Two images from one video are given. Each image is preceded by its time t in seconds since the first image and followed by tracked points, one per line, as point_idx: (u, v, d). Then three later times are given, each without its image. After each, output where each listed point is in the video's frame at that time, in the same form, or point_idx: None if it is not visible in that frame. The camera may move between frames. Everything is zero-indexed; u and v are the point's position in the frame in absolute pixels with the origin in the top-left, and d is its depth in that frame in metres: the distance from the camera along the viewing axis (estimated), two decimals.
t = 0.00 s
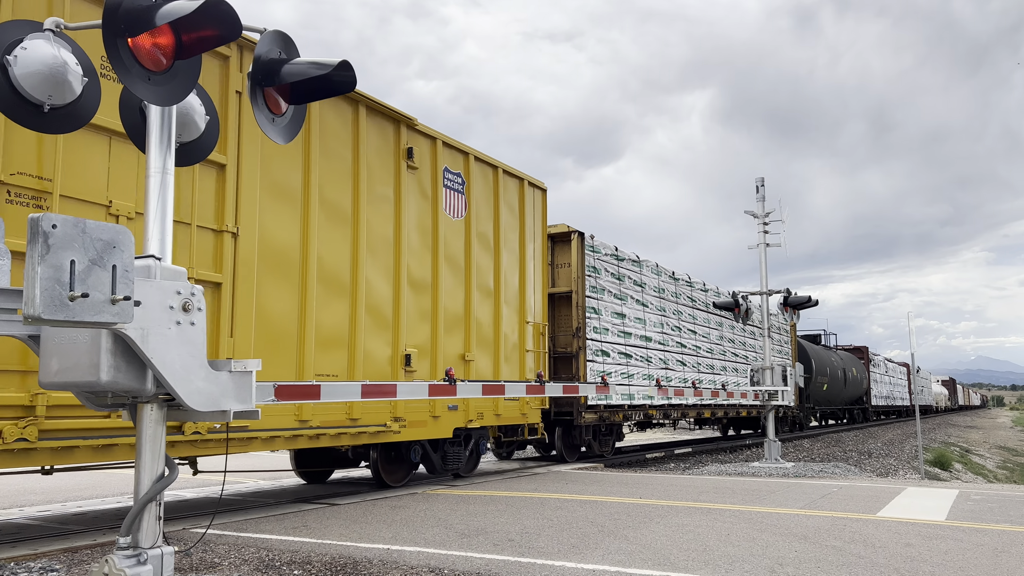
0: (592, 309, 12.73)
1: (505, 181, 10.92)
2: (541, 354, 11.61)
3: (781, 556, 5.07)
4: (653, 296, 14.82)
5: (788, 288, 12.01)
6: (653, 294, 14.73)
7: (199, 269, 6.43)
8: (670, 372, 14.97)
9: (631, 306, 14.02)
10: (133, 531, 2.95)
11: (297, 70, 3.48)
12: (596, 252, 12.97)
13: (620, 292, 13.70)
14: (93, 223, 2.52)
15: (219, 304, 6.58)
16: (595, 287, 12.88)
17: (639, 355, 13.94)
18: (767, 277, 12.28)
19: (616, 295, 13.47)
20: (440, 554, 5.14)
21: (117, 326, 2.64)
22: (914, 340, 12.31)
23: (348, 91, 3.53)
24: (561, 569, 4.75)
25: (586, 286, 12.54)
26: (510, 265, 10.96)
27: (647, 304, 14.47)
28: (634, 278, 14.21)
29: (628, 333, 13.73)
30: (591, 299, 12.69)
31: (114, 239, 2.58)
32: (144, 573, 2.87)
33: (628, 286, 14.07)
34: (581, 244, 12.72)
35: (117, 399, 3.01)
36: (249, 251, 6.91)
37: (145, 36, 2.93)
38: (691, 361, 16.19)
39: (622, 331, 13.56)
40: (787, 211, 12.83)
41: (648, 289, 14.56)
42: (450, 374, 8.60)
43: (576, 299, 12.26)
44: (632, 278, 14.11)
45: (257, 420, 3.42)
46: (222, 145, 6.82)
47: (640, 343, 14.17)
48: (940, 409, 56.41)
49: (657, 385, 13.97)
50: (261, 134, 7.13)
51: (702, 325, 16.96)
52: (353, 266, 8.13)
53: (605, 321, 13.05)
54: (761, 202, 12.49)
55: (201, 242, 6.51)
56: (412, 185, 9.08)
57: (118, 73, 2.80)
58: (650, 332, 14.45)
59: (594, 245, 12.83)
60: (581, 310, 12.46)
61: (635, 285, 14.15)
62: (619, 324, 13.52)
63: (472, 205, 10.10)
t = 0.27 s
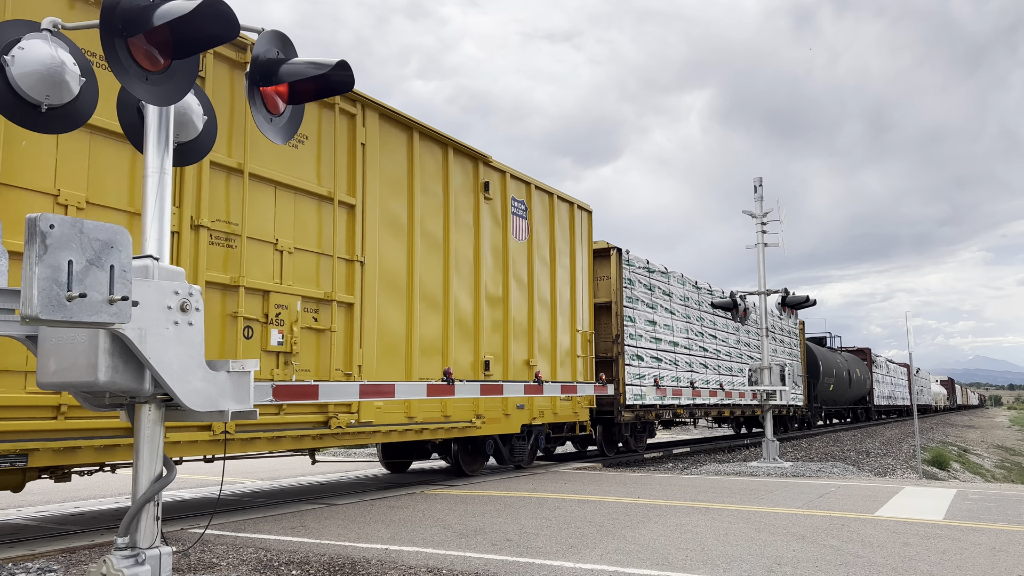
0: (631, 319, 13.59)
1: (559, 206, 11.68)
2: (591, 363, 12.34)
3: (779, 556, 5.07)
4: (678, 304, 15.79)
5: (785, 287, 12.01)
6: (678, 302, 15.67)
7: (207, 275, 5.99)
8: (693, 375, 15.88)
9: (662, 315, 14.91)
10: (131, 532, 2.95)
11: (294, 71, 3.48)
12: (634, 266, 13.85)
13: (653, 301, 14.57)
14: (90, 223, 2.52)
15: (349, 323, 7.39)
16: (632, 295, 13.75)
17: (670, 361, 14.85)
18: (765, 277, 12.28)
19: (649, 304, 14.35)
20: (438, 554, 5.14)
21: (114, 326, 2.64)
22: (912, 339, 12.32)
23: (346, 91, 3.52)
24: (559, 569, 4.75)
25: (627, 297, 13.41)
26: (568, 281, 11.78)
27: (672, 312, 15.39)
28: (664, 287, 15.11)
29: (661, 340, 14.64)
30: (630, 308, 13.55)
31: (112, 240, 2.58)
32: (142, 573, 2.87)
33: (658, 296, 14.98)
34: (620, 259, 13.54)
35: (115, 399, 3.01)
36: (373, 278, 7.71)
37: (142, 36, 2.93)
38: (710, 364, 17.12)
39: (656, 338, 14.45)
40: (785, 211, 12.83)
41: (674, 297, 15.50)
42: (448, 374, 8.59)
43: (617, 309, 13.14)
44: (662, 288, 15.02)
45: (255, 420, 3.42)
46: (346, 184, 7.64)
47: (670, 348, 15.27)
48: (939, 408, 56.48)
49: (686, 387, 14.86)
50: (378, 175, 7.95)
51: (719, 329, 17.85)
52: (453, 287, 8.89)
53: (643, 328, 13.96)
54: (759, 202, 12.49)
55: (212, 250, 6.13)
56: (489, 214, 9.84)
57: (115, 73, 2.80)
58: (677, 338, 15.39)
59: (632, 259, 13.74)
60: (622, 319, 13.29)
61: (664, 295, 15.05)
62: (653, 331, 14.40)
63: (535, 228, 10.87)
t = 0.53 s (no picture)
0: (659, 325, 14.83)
1: (601, 226, 13.00)
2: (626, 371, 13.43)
3: (776, 556, 5.08)
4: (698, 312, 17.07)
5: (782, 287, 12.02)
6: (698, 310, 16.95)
7: (341, 295, 7.34)
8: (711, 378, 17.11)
9: (685, 322, 16.17)
10: (128, 532, 2.95)
11: (292, 71, 3.48)
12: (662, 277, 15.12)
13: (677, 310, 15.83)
14: (87, 223, 2.52)
15: (438, 333, 8.71)
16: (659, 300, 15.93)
17: (692, 364, 16.11)
18: (763, 277, 12.29)
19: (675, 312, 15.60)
20: (436, 555, 5.14)
21: (111, 327, 2.64)
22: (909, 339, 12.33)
23: (343, 91, 3.52)
24: (556, 569, 4.76)
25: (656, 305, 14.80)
26: (608, 296, 13.03)
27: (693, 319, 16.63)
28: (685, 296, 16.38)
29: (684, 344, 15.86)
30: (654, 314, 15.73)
31: (109, 240, 2.57)
32: (139, 574, 2.87)
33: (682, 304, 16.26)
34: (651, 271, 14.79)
35: (112, 399, 3.01)
36: (457, 296, 9.02)
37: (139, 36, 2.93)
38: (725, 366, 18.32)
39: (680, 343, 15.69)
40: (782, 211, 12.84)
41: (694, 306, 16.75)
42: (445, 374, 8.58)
43: (648, 316, 14.52)
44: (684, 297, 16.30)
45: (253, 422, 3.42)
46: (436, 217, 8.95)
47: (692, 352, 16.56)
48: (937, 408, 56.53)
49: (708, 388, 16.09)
50: (460, 210, 9.30)
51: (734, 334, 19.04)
52: (532, 302, 10.73)
53: (668, 335, 15.19)
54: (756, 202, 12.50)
55: (267, 267, 6.73)
56: (545, 237, 11.22)
57: (113, 73, 2.80)
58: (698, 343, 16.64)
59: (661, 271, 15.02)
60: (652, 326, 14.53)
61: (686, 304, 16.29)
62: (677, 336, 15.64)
63: (581, 246, 12.19)
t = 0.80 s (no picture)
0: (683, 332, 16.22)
1: (635, 242, 14.54)
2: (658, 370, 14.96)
3: (773, 556, 5.08)
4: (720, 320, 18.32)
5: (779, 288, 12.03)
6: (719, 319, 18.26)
7: (435, 312, 9.08)
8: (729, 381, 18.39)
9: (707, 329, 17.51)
10: (124, 533, 2.94)
11: (288, 72, 3.48)
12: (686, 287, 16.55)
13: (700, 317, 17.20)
14: (83, 224, 2.51)
15: (506, 341, 10.53)
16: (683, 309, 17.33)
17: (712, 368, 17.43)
18: (760, 277, 12.30)
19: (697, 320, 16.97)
20: (433, 556, 5.14)
21: (108, 328, 2.63)
22: (906, 340, 12.34)
23: (340, 92, 3.53)
24: (552, 569, 4.77)
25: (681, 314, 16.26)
26: (639, 307, 14.35)
27: (714, 326, 17.93)
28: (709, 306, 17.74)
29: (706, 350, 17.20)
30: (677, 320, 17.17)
31: (106, 241, 2.57)
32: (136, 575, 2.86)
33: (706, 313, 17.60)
34: (676, 283, 16.41)
35: (109, 400, 3.00)
36: (519, 310, 10.86)
37: (136, 37, 2.93)
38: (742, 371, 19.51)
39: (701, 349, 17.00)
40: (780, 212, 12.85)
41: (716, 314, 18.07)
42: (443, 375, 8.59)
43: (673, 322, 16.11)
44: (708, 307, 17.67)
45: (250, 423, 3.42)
46: (501, 243, 10.71)
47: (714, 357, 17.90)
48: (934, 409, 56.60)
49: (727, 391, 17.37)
50: (522, 234, 11.13)
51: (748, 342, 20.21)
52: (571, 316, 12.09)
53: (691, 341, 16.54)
54: (754, 203, 12.52)
55: (380, 288, 8.45)
56: (588, 253, 12.86)
57: (109, 74, 2.80)
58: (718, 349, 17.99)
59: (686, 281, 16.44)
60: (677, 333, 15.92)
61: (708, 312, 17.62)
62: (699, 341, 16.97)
63: (619, 262, 13.77)
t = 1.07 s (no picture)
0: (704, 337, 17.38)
1: (663, 257, 15.86)
2: (682, 373, 16.21)
3: (770, 557, 5.09)
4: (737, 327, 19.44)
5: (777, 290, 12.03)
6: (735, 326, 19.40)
7: (505, 324, 10.39)
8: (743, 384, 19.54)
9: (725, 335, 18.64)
10: (121, 535, 2.94)
11: (286, 73, 3.49)
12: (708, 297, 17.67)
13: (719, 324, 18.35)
14: (80, 225, 2.51)
15: (560, 349, 11.76)
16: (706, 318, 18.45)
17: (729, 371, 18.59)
18: (758, 278, 12.31)
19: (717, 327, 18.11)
20: (431, 557, 5.13)
21: (105, 329, 2.63)
22: (904, 341, 12.35)
23: (338, 93, 3.53)
24: (549, 570, 4.76)
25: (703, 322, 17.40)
26: (667, 316, 15.57)
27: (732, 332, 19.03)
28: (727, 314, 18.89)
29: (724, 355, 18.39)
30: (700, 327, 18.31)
31: (103, 242, 2.57)
32: None
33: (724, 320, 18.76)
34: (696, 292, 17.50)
35: (106, 401, 3.00)
36: (570, 321, 12.10)
37: (134, 38, 2.93)
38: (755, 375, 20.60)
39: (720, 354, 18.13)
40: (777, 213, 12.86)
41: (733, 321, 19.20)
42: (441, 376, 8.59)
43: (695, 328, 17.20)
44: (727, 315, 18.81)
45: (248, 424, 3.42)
46: (553, 260, 11.93)
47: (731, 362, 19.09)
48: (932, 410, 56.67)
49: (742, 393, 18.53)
50: (571, 254, 12.46)
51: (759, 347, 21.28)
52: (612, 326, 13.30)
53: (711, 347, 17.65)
54: (751, 204, 12.53)
55: (465, 305, 9.78)
56: (626, 267, 14.15)
57: (106, 75, 2.79)
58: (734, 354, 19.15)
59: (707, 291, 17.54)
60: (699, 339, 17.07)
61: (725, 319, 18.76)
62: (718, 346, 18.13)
63: (650, 275, 15.06)
